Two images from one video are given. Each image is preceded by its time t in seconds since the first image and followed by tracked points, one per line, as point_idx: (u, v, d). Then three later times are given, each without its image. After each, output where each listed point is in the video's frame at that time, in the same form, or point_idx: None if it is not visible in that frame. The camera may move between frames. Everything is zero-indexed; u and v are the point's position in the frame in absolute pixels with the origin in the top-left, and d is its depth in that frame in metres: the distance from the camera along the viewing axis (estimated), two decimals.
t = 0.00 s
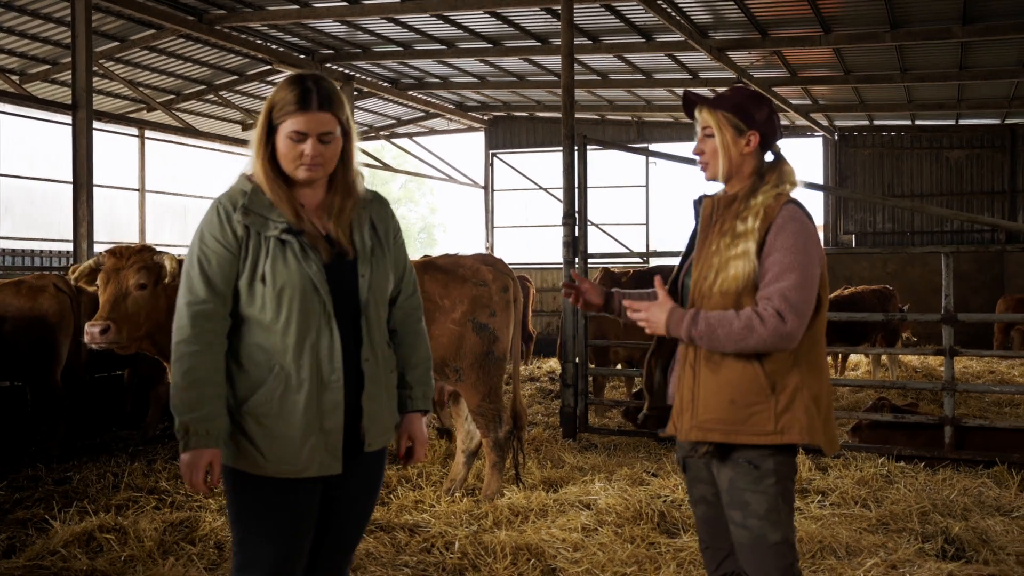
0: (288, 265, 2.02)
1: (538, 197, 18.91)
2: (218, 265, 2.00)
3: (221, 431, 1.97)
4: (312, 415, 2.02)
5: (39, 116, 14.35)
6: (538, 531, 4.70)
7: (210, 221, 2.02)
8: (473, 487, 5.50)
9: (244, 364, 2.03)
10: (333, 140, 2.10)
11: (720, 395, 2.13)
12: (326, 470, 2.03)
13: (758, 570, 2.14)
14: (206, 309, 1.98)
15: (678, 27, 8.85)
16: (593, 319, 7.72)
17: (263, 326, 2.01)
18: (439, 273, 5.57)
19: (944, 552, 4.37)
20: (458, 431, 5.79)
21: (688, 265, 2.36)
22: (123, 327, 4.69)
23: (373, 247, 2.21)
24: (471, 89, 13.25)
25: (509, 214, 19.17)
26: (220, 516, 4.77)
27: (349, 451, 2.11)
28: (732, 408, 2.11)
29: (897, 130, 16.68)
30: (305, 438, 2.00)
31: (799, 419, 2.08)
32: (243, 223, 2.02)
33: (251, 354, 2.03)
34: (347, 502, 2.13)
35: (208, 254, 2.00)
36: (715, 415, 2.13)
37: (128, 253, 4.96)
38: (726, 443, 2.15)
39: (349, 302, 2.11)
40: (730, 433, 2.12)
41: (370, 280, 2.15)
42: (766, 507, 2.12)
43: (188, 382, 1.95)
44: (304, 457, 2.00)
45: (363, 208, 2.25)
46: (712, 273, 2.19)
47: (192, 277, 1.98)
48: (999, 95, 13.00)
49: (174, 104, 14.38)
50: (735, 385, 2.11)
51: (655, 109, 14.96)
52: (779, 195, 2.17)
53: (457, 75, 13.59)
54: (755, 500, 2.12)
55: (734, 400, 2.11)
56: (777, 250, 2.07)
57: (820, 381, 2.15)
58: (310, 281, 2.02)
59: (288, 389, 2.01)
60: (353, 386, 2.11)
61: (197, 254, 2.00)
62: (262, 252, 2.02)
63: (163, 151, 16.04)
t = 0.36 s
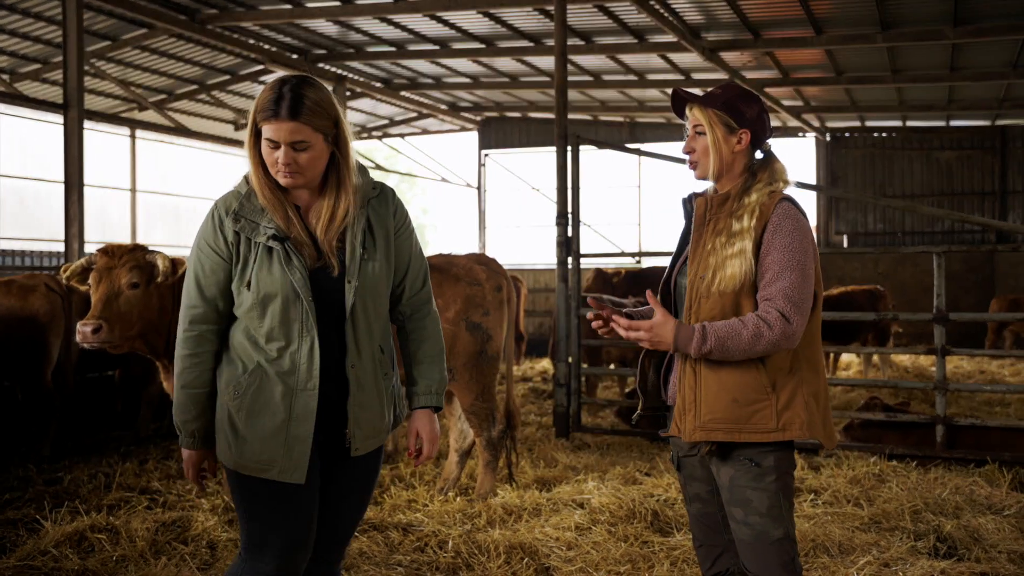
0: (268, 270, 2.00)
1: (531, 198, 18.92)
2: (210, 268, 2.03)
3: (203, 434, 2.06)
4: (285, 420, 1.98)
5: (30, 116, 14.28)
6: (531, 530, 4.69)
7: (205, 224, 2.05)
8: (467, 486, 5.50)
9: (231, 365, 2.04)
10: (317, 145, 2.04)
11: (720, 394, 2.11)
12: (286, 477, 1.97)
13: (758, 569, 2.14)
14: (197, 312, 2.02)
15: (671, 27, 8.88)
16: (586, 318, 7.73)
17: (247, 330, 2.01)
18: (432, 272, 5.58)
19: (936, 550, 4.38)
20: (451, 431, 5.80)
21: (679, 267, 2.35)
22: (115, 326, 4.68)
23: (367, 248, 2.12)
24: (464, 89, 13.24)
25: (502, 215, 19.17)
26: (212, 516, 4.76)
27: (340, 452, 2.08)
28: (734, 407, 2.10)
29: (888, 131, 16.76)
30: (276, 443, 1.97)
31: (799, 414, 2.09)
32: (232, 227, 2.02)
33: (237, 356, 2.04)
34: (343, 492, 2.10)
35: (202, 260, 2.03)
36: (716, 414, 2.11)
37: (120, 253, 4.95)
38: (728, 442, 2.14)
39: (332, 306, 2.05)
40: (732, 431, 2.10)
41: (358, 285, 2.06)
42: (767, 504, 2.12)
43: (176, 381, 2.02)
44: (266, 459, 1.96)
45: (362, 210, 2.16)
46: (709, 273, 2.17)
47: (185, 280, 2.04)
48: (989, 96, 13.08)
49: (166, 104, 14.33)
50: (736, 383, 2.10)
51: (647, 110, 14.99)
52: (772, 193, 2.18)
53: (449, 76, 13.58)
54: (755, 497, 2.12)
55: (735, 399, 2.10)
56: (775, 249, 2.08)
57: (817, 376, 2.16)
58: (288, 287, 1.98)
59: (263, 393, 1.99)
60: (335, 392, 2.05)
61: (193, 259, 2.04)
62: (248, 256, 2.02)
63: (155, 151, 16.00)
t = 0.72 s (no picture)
0: (255, 268, 1.98)
1: (523, 199, 18.93)
2: (200, 263, 2.03)
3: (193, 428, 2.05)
4: (265, 418, 1.97)
5: (20, 115, 14.22)
6: (524, 528, 4.70)
7: (196, 220, 2.03)
8: (459, 485, 5.50)
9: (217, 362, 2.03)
10: (302, 142, 2.03)
11: (722, 392, 2.12)
12: (262, 477, 1.97)
13: (750, 565, 2.14)
14: (185, 308, 2.02)
15: (662, 27, 8.90)
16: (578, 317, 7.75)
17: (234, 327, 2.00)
18: (425, 271, 5.59)
19: (927, 547, 4.40)
20: (444, 430, 5.80)
21: (671, 263, 2.36)
22: (107, 325, 4.65)
23: (356, 247, 2.11)
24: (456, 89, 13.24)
25: (494, 216, 19.17)
26: (204, 516, 4.74)
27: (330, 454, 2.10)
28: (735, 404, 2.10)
29: (878, 131, 16.83)
30: (255, 441, 1.97)
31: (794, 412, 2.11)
32: (222, 223, 2.01)
33: (223, 353, 2.03)
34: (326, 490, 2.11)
35: (193, 255, 2.02)
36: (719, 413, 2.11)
37: (111, 252, 4.92)
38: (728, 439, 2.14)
39: (320, 306, 2.04)
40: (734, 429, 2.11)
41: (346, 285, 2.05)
42: (762, 498, 2.13)
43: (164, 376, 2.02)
44: (244, 459, 1.96)
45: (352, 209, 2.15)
46: (709, 273, 2.16)
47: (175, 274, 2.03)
48: (979, 96, 13.15)
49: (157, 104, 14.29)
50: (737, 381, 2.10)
51: (639, 109, 15.02)
52: (769, 193, 2.18)
53: (441, 76, 13.57)
54: (749, 492, 2.13)
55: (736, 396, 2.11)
56: (775, 252, 2.10)
57: (810, 375, 2.18)
58: (274, 285, 1.97)
59: (247, 392, 1.98)
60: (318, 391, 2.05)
61: (183, 254, 2.03)
62: (237, 253, 2.01)
63: (146, 151, 15.95)
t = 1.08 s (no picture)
0: (204, 265, 1.99)
1: (517, 199, 18.92)
2: (148, 259, 2.03)
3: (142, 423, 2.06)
4: (212, 416, 1.98)
5: (13, 115, 14.18)
6: (515, 529, 4.69)
7: (146, 215, 2.03)
8: (450, 485, 5.50)
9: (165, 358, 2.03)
10: (247, 136, 2.01)
11: (718, 391, 2.10)
12: (218, 470, 1.99)
13: (738, 567, 2.13)
14: (133, 303, 2.02)
15: (654, 28, 8.90)
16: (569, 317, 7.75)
17: (181, 323, 2.00)
18: (417, 272, 5.60)
19: (917, 547, 4.40)
20: (435, 431, 5.81)
21: (659, 261, 2.35)
22: (96, 325, 4.64)
23: (307, 244, 2.08)
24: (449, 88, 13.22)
25: (488, 216, 19.15)
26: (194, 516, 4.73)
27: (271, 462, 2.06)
28: (732, 404, 2.10)
29: (871, 132, 16.85)
30: (202, 440, 1.97)
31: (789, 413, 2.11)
32: (172, 219, 2.01)
33: (169, 348, 2.03)
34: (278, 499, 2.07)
35: (142, 251, 2.03)
36: (716, 412, 2.10)
37: (100, 252, 4.91)
38: (724, 439, 2.13)
39: (269, 304, 2.03)
40: (731, 428, 2.09)
41: (295, 282, 2.03)
42: (750, 500, 2.12)
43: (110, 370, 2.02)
44: (192, 457, 1.97)
45: (305, 206, 2.12)
46: (707, 274, 2.14)
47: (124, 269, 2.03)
48: (972, 97, 13.18)
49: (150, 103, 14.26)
50: (734, 381, 2.10)
51: (632, 109, 15.03)
52: (763, 195, 2.18)
53: (434, 75, 13.56)
54: (737, 493, 2.13)
55: (732, 396, 2.10)
56: (775, 254, 2.11)
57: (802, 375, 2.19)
58: (219, 284, 1.97)
59: (193, 389, 1.98)
60: (267, 390, 2.04)
61: (133, 249, 2.04)
62: (185, 250, 2.00)
63: (139, 151, 15.92)
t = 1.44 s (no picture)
0: (134, 262, 1.99)
1: (513, 199, 18.91)
2: (85, 259, 2.05)
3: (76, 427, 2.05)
4: (142, 416, 1.96)
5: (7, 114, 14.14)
6: (508, 531, 4.67)
7: (83, 216, 2.06)
8: (443, 487, 5.49)
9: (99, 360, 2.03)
10: (177, 129, 2.02)
11: (710, 389, 2.09)
12: (153, 472, 1.98)
13: (732, 568, 2.12)
14: (69, 303, 2.03)
15: (649, 28, 8.91)
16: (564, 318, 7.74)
17: (112, 322, 2.00)
18: (410, 272, 5.62)
19: (912, 549, 4.40)
20: (429, 432, 5.80)
21: (653, 262, 2.34)
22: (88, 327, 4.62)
23: (239, 243, 2.05)
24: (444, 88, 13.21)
25: (484, 216, 19.13)
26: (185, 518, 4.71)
27: (210, 478, 2.05)
28: (722, 403, 2.08)
29: (866, 132, 16.87)
30: (131, 440, 1.96)
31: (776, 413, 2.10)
32: (107, 218, 2.03)
33: (102, 348, 2.03)
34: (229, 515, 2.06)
35: (79, 250, 2.05)
36: (707, 411, 2.08)
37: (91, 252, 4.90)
38: (716, 438, 2.12)
39: (199, 303, 2.01)
40: (723, 426, 2.09)
41: (224, 280, 2.00)
42: (746, 501, 2.11)
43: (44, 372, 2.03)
44: (126, 458, 1.97)
45: (239, 206, 2.08)
46: (701, 275, 2.12)
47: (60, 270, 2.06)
48: (967, 97, 13.20)
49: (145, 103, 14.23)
50: (726, 381, 2.09)
51: (628, 109, 15.04)
52: (757, 196, 2.17)
53: (429, 75, 13.54)
54: (732, 495, 2.11)
55: (724, 395, 2.09)
56: (767, 255, 2.10)
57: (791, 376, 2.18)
58: (149, 279, 1.97)
59: (122, 388, 1.98)
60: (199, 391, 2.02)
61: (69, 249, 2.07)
62: (118, 248, 2.02)
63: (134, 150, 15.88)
